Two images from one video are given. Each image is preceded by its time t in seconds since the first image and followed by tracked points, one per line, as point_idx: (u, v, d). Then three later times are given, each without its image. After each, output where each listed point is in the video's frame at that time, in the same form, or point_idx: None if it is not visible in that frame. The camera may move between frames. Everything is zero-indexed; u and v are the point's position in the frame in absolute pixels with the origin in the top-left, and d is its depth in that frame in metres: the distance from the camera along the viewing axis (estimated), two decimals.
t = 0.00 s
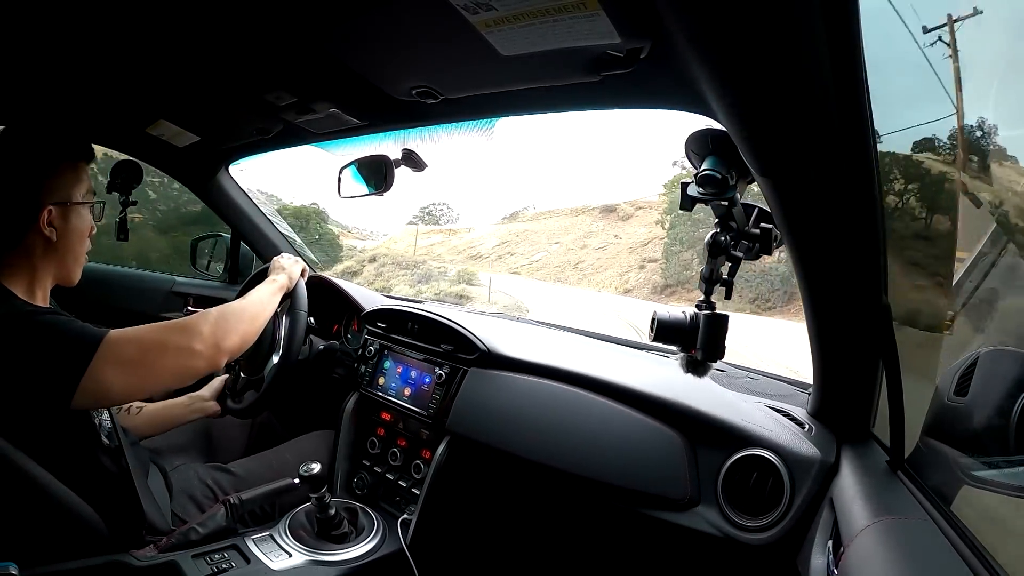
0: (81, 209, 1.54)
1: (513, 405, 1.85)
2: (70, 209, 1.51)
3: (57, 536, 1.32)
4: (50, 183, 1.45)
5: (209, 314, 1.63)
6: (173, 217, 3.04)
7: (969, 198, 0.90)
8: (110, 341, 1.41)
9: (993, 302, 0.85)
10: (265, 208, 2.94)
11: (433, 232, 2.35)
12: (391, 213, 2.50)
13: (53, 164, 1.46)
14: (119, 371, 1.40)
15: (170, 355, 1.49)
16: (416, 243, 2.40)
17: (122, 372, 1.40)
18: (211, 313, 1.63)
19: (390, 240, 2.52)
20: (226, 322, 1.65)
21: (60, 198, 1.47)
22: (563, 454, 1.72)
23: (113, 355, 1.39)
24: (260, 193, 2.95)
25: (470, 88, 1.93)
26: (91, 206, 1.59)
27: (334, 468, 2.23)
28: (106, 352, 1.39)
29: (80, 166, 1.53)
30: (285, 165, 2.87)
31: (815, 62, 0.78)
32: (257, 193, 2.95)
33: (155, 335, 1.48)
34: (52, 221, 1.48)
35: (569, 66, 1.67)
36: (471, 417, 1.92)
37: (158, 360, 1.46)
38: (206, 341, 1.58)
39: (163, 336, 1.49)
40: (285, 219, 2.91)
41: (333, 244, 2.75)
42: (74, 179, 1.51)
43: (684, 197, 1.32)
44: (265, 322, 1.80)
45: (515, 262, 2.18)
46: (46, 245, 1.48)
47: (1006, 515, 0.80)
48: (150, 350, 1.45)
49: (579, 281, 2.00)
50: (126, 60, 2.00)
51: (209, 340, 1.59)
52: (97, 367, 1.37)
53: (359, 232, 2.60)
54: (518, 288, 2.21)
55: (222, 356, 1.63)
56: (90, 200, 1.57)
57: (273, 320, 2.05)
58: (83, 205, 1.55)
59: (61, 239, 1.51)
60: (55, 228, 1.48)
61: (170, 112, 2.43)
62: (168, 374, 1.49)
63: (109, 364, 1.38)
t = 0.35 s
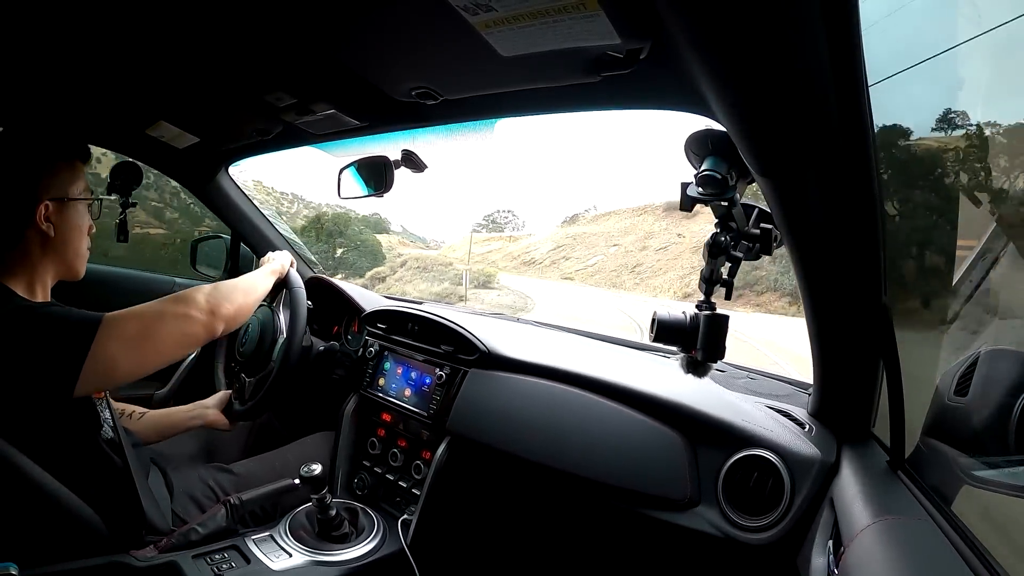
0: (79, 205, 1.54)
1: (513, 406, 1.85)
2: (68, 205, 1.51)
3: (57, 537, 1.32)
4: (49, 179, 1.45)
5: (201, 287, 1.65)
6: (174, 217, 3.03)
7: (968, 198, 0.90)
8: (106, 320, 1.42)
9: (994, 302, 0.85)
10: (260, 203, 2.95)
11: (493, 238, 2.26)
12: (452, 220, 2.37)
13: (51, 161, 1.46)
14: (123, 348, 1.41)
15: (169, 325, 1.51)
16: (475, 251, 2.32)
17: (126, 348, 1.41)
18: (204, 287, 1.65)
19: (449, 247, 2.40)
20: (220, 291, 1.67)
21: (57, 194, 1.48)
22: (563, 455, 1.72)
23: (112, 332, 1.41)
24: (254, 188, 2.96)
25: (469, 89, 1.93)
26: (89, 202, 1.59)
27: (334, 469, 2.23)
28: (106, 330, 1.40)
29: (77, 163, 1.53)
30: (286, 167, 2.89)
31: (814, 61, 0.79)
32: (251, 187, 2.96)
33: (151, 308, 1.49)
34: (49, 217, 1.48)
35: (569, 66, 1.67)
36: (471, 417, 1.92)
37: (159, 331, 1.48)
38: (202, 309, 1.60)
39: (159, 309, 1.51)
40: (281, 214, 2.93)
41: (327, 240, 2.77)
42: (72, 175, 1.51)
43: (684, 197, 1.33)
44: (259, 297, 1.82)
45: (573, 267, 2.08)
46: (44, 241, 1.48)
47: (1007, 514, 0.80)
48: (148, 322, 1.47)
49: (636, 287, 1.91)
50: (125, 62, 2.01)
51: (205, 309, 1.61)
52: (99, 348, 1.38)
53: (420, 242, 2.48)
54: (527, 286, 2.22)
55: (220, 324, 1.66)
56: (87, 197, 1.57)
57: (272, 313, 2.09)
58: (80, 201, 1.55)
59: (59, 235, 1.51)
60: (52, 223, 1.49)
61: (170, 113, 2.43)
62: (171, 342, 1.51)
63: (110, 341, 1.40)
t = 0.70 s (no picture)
0: (81, 207, 1.54)
1: (513, 405, 1.85)
2: (70, 207, 1.51)
3: (56, 536, 1.32)
4: (51, 179, 1.45)
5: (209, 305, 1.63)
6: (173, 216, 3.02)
7: (968, 198, 0.90)
8: (109, 333, 1.41)
9: (994, 302, 0.85)
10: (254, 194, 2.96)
11: (561, 249, 2.03)
12: (516, 226, 2.10)
13: (52, 161, 1.46)
14: (121, 363, 1.40)
15: (171, 344, 1.50)
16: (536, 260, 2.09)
17: (124, 364, 1.40)
18: (210, 303, 1.63)
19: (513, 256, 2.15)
20: (225, 311, 1.66)
21: (59, 195, 1.47)
22: (564, 455, 1.72)
23: (114, 347, 1.40)
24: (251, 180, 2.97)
25: (469, 88, 1.93)
26: (91, 204, 1.58)
27: (334, 468, 2.23)
28: (107, 342, 1.40)
29: (80, 164, 1.53)
30: (286, 166, 2.90)
31: (814, 61, 0.79)
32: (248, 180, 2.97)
33: (155, 325, 1.48)
34: (51, 218, 1.48)
35: (570, 66, 1.67)
36: (471, 417, 1.92)
37: (159, 350, 1.47)
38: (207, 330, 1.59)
39: (163, 327, 1.49)
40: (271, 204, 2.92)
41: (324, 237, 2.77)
42: (75, 176, 1.51)
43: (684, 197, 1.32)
44: (264, 315, 1.80)
45: (637, 280, 1.86)
46: (45, 242, 1.48)
47: (1006, 515, 0.80)
48: (150, 339, 1.46)
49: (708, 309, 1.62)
50: (126, 61, 2.01)
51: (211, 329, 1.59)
52: (97, 359, 1.37)
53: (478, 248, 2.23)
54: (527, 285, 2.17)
55: (223, 346, 1.64)
56: (90, 199, 1.57)
57: (273, 319, 2.07)
58: (83, 203, 1.55)
59: (61, 237, 1.51)
60: (54, 225, 1.48)
61: (170, 112, 2.44)
62: (170, 363, 1.49)
63: (110, 356, 1.39)
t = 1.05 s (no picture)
0: (80, 211, 1.54)
1: (513, 405, 1.85)
2: (68, 210, 1.50)
3: (56, 535, 1.32)
4: (48, 182, 1.45)
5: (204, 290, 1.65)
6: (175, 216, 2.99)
7: (968, 197, 0.90)
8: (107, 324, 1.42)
9: (995, 302, 0.85)
10: (279, 187, 2.88)
11: (620, 266, 1.96)
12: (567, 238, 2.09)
13: (52, 164, 1.46)
14: (121, 351, 1.41)
15: (171, 327, 1.51)
16: (588, 277, 2.06)
17: (125, 351, 1.41)
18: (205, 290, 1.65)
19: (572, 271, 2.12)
20: (221, 295, 1.67)
21: (56, 198, 1.47)
22: (564, 454, 1.72)
23: (114, 334, 1.41)
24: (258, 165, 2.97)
25: (469, 88, 1.93)
26: (91, 208, 1.58)
27: (334, 467, 2.23)
28: (105, 333, 1.41)
29: (78, 167, 1.53)
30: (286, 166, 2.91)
31: (814, 61, 0.79)
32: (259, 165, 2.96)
33: (153, 310, 1.50)
34: (48, 220, 1.47)
35: (570, 66, 1.67)
36: (472, 416, 1.92)
37: (159, 333, 1.48)
38: (205, 312, 1.60)
39: (161, 312, 1.51)
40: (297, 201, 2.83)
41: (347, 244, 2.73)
42: (73, 179, 1.51)
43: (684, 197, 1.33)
44: (259, 303, 1.82)
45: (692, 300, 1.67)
46: (44, 245, 1.48)
47: (1005, 513, 0.80)
48: (149, 323, 1.47)
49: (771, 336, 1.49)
50: (125, 61, 2.01)
51: (208, 311, 1.61)
52: (97, 350, 1.38)
53: (536, 262, 2.23)
54: (562, 296, 2.17)
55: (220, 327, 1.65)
56: (90, 202, 1.57)
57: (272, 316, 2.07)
58: (83, 206, 1.55)
59: (60, 240, 1.51)
60: (51, 227, 1.48)
61: (170, 112, 2.44)
62: (170, 345, 1.51)
63: (110, 344, 1.40)
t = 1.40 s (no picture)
0: (76, 205, 1.54)
1: (513, 405, 1.85)
2: (64, 205, 1.50)
3: (57, 536, 1.32)
4: (46, 177, 1.45)
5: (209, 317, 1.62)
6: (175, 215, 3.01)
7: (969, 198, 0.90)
8: (109, 343, 1.40)
9: (994, 301, 0.85)
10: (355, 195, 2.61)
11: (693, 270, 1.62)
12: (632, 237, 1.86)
13: (47, 159, 1.46)
14: (119, 375, 1.39)
15: (170, 358, 1.49)
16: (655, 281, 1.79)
17: (122, 377, 1.40)
18: (210, 316, 1.62)
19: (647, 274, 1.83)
20: (225, 324, 1.65)
21: (53, 193, 1.47)
22: (564, 455, 1.72)
23: (114, 357, 1.39)
24: (306, 160, 2.80)
25: (469, 88, 1.93)
26: (86, 202, 1.58)
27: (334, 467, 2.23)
28: (106, 354, 1.39)
29: (74, 162, 1.53)
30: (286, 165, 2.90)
31: (813, 60, 0.79)
32: (311, 161, 2.78)
33: (158, 339, 1.47)
34: (44, 215, 1.47)
35: (570, 66, 1.67)
36: (472, 417, 1.92)
37: (157, 363, 1.46)
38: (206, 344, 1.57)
39: (165, 341, 1.49)
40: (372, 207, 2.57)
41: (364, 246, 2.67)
42: (68, 175, 1.51)
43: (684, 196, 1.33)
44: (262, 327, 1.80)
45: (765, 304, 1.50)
46: (42, 241, 1.48)
47: (1005, 513, 0.80)
48: (149, 351, 1.45)
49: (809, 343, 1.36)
50: (126, 62, 2.02)
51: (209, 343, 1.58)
52: (95, 369, 1.37)
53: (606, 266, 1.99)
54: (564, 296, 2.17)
55: (218, 359, 1.63)
56: (85, 197, 1.57)
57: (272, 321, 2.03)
58: (78, 201, 1.55)
59: (56, 235, 1.51)
60: (48, 222, 1.48)
61: (171, 112, 2.44)
62: (167, 376, 1.49)
63: (109, 366, 1.38)
